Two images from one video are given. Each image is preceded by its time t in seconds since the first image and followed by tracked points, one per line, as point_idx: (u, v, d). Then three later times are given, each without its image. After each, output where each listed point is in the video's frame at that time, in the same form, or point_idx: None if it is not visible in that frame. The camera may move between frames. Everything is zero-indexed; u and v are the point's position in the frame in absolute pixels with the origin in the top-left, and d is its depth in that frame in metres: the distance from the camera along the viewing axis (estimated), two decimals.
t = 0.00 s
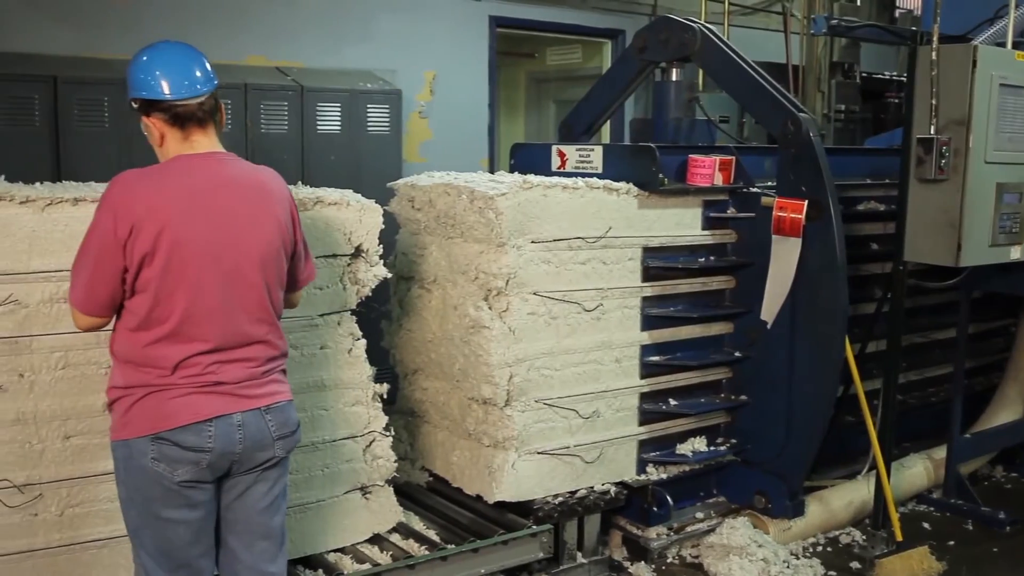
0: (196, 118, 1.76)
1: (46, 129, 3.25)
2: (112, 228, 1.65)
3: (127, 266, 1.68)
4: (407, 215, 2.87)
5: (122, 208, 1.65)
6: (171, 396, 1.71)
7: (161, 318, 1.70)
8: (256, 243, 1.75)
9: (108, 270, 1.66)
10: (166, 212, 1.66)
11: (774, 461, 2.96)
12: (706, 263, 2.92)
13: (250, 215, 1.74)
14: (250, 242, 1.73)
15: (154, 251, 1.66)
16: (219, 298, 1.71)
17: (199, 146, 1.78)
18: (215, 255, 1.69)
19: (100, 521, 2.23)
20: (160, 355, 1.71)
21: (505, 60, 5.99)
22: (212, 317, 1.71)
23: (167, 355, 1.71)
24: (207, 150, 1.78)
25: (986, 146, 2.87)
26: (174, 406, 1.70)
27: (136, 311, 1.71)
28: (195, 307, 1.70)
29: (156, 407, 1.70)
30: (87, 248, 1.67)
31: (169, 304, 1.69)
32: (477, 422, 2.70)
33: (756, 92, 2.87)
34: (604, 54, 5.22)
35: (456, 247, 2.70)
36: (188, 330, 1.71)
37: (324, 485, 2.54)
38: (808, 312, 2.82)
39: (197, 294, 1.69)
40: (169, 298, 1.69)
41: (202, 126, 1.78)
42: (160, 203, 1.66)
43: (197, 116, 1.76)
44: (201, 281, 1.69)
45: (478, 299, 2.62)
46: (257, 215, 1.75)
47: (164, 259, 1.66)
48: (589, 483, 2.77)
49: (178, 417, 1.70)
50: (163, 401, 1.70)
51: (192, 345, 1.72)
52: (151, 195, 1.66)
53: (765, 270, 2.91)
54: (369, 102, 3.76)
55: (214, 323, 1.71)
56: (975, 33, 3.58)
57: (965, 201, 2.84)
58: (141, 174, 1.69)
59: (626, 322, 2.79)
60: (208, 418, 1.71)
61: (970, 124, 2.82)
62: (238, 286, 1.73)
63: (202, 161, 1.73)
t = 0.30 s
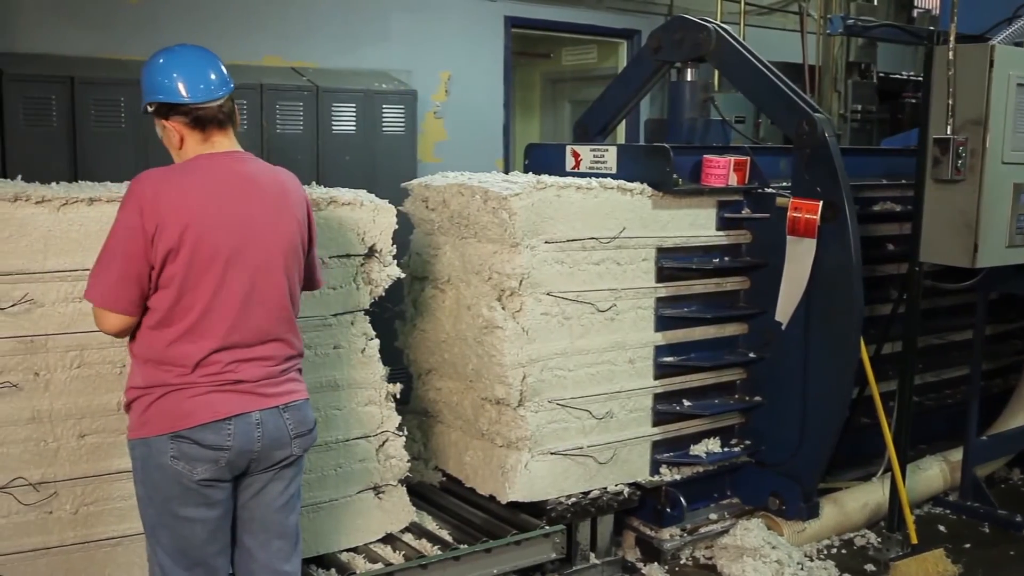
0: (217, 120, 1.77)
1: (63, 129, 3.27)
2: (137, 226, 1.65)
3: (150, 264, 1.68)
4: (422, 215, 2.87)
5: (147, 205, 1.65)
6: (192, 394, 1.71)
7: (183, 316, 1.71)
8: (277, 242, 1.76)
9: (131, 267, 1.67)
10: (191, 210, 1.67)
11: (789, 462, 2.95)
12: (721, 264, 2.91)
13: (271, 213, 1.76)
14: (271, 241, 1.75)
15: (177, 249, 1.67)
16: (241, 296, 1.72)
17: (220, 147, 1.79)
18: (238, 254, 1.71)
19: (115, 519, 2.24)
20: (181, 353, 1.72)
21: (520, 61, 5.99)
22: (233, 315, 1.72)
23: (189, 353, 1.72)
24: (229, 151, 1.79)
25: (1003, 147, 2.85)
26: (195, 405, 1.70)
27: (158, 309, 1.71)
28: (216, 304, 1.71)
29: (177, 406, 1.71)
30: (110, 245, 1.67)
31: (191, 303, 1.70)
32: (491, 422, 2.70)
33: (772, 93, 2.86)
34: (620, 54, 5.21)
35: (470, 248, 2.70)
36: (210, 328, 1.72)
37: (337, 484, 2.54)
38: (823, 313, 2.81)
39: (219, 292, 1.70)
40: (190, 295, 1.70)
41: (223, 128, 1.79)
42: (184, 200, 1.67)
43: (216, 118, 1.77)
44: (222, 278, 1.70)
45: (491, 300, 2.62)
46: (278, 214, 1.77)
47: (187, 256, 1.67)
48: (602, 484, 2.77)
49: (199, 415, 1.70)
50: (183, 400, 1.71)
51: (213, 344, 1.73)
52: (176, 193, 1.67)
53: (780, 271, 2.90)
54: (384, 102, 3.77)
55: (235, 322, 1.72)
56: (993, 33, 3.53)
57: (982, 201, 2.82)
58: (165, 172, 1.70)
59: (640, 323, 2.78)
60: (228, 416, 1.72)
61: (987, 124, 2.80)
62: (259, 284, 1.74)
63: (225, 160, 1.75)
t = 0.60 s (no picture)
0: (225, 120, 1.78)
1: (78, 130, 3.29)
2: (150, 224, 1.66)
3: (163, 263, 1.69)
4: (433, 215, 2.87)
5: (160, 203, 1.66)
6: (207, 392, 1.71)
7: (197, 314, 1.72)
8: (288, 238, 1.78)
9: (146, 264, 1.67)
10: (204, 207, 1.68)
11: (802, 464, 2.94)
12: (733, 264, 2.90)
13: (282, 210, 1.78)
14: (283, 238, 1.77)
15: (191, 246, 1.68)
16: (254, 292, 1.73)
17: (228, 147, 1.80)
18: (250, 249, 1.72)
19: (126, 518, 2.26)
20: (195, 351, 1.72)
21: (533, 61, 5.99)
22: (248, 311, 1.73)
23: (203, 350, 1.72)
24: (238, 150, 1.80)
25: (1018, 147, 2.83)
26: (210, 402, 1.71)
27: (172, 308, 1.71)
28: (230, 301, 1.72)
29: (192, 404, 1.71)
30: (124, 243, 1.67)
31: (206, 300, 1.71)
32: (502, 422, 2.70)
33: (784, 93, 2.85)
34: (633, 53, 5.20)
35: (481, 248, 2.71)
36: (223, 325, 1.72)
37: (348, 484, 2.55)
38: (835, 313, 2.80)
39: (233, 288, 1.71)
40: (204, 292, 1.71)
41: (231, 128, 1.80)
42: (198, 197, 1.68)
43: (223, 119, 1.78)
44: (236, 275, 1.71)
45: (502, 300, 2.62)
46: (287, 211, 1.79)
47: (202, 253, 1.68)
48: (613, 485, 2.76)
49: (214, 412, 1.71)
50: (198, 398, 1.71)
51: (227, 341, 1.73)
52: (188, 190, 1.68)
53: (792, 271, 2.89)
54: (396, 102, 3.77)
55: (249, 318, 1.73)
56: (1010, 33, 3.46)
57: (996, 202, 2.80)
58: (175, 171, 1.71)
59: (651, 323, 2.78)
60: (244, 413, 1.72)
61: (1001, 124, 2.78)
62: (271, 280, 1.75)
63: (234, 157, 1.77)
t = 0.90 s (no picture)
0: (231, 121, 1.79)
1: (90, 130, 3.30)
2: (158, 224, 1.67)
3: (171, 262, 1.69)
4: (443, 215, 2.87)
5: (167, 203, 1.67)
6: (215, 390, 1.72)
7: (206, 313, 1.72)
8: (295, 237, 1.78)
9: (154, 264, 1.67)
10: (211, 207, 1.68)
11: (812, 465, 2.93)
12: (743, 265, 2.89)
13: (289, 209, 1.78)
14: (290, 237, 1.77)
15: (199, 246, 1.68)
16: (262, 291, 1.73)
17: (235, 147, 1.80)
18: (257, 248, 1.72)
19: (136, 516, 2.26)
20: (203, 350, 1.73)
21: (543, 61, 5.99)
22: (255, 309, 1.73)
23: (211, 349, 1.73)
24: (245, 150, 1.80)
25: None
26: (219, 401, 1.71)
27: (180, 307, 1.72)
28: (238, 300, 1.72)
29: (201, 403, 1.71)
30: (132, 244, 1.68)
31: (214, 298, 1.72)
32: (512, 423, 2.69)
33: (796, 93, 2.84)
34: (644, 53, 5.20)
35: (491, 248, 2.71)
36: (231, 324, 1.73)
37: (357, 484, 2.55)
38: (846, 314, 2.79)
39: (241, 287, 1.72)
40: (212, 292, 1.71)
41: (238, 128, 1.81)
42: (205, 197, 1.68)
43: (229, 119, 1.78)
44: (243, 274, 1.72)
45: (512, 300, 2.62)
46: (294, 210, 1.79)
47: (209, 253, 1.69)
48: (623, 486, 2.76)
49: (223, 410, 1.71)
50: (207, 396, 1.72)
51: (235, 339, 1.74)
52: (196, 190, 1.68)
53: (803, 272, 2.88)
54: (407, 102, 3.78)
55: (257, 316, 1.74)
56: None
57: (1008, 202, 2.78)
58: (182, 171, 1.71)
59: (661, 324, 2.77)
60: (252, 412, 1.72)
61: (1014, 124, 2.77)
62: (278, 279, 1.76)
63: (240, 157, 1.77)
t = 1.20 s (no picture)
0: (246, 121, 1.79)
1: (104, 130, 3.32)
2: (173, 224, 1.67)
3: (186, 262, 1.69)
4: (456, 215, 2.87)
5: (183, 204, 1.67)
6: (230, 389, 1.72)
7: (220, 313, 1.73)
8: (308, 238, 1.78)
9: (170, 264, 1.68)
10: (226, 207, 1.69)
11: (826, 466, 2.91)
12: (757, 266, 2.88)
13: (303, 210, 1.79)
14: (304, 237, 1.78)
15: (214, 246, 1.69)
16: (276, 291, 1.74)
17: (249, 148, 1.81)
18: (272, 249, 1.73)
19: (150, 515, 2.27)
20: (217, 350, 1.73)
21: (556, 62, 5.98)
22: (269, 310, 1.74)
23: (225, 349, 1.73)
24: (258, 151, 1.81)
25: None
26: (233, 400, 1.72)
27: (195, 307, 1.72)
28: (252, 300, 1.73)
29: (214, 402, 1.72)
30: (148, 244, 1.68)
31: (228, 298, 1.72)
32: (524, 423, 2.69)
33: (810, 93, 2.83)
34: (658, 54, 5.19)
35: (504, 248, 2.70)
36: (246, 325, 1.74)
37: (369, 483, 2.55)
38: (860, 316, 2.77)
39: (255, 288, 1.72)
40: (226, 292, 1.72)
41: (252, 129, 1.81)
42: (221, 198, 1.69)
43: (243, 119, 1.79)
44: (258, 274, 1.72)
45: (525, 301, 2.61)
46: (307, 211, 1.79)
47: (224, 253, 1.69)
48: (635, 487, 2.76)
49: (237, 410, 1.72)
50: (221, 396, 1.72)
51: (248, 340, 1.74)
52: (211, 190, 1.69)
53: (817, 273, 2.87)
54: (420, 102, 3.78)
55: (271, 316, 1.74)
56: None
57: None
58: (197, 172, 1.72)
59: (674, 324, 2.77)
60: (266, 411, 1.73)
61: None
62: (291, 280, 1.76)
63: (255, 158, 1.77)
